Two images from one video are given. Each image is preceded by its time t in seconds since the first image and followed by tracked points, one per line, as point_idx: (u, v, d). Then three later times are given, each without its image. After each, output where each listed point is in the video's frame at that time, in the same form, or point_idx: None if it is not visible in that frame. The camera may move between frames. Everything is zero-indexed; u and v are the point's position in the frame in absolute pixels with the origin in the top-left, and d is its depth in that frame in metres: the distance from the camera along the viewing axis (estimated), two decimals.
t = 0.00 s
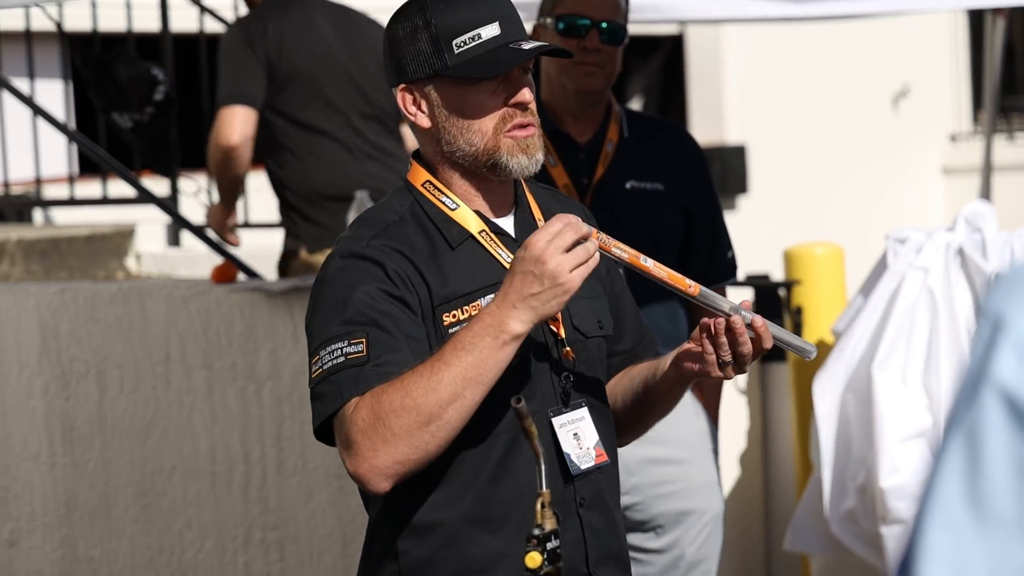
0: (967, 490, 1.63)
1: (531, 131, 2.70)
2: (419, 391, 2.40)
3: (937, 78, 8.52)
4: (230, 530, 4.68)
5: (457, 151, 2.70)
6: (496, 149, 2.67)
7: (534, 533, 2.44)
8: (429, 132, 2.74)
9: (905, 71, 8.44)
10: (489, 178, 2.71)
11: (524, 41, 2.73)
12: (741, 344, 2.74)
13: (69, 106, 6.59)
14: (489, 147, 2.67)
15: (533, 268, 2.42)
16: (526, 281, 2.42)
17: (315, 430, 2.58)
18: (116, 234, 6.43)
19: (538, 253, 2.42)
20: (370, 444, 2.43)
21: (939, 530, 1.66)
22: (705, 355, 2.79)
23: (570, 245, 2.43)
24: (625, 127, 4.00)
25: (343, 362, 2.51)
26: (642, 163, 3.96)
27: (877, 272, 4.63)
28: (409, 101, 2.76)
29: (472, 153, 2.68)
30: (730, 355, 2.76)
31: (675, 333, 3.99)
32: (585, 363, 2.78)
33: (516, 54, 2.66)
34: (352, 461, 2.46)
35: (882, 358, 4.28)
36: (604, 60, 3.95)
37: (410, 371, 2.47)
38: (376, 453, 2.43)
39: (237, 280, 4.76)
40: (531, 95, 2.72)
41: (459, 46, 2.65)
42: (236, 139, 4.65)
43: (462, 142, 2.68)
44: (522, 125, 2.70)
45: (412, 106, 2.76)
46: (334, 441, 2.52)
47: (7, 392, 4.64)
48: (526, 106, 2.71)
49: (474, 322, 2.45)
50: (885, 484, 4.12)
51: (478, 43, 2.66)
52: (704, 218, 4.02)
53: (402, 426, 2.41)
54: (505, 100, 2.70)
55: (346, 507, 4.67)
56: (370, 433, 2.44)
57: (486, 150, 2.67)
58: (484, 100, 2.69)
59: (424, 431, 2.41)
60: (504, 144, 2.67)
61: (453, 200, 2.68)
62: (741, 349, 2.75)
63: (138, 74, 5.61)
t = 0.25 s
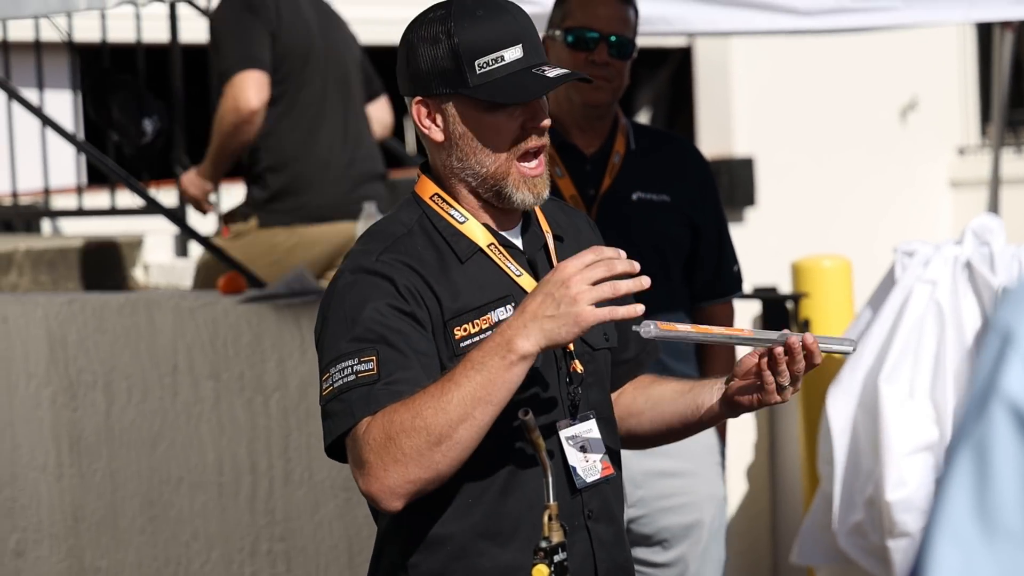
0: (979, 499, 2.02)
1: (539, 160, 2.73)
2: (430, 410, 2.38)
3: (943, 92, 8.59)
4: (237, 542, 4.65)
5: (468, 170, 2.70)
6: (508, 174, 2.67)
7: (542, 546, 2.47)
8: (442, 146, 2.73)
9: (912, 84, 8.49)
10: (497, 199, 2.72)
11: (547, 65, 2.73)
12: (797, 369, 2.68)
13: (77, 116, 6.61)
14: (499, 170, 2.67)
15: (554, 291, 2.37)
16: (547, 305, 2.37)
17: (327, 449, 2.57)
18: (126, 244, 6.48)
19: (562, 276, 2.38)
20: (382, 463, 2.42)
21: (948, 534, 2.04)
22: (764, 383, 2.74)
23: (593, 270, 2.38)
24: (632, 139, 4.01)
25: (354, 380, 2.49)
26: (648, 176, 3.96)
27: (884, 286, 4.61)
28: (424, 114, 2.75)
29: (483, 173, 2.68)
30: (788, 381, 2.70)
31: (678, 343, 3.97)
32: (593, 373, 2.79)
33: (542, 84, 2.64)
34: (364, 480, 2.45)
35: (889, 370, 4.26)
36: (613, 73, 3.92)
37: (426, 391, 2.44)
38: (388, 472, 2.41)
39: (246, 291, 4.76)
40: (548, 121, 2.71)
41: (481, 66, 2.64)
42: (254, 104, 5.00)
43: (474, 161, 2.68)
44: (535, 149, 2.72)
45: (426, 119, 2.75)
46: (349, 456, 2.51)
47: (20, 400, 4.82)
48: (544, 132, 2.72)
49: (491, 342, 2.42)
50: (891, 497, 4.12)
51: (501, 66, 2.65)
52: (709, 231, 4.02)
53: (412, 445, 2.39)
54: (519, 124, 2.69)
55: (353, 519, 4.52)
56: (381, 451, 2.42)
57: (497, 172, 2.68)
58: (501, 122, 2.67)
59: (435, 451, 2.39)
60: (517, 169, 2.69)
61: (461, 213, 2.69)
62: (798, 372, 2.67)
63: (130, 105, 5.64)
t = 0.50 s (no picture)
0: (982, 512, 2.36)
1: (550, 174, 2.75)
2: (459, 447, 2.39)
3: (947, 103, 8.58)
4: (238, 551, 4.67)
5: (479, 182, 2.71)
6: (518, 188, 2.69)
7: (545, 556, 2.37)
8: (452, 156, 2.73)
9: (917, 94, 8.47)
10: (505, 211, 2.74)
11: (563, 86, 2.73)
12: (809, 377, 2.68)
13: (82, 124, 6.61)
14: (511, 183, 2.69)
15: (605, 357, 2.39)
16: (595, 370, 2.38)
17: (332, 462, 2.56)
18: (129, 252, 6.49)
19: (614, 344, 2.39)
20: (400, 486, 2.43)
21: (953, 546, 2.38)
22: (778, 393, 2.73)
23: (647, 345, 2.39)
24: (637, 149, 4.02)
25: (366, 399, 2.49)
26: (654, 186, 3.96)
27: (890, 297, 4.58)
28: (435, 124, 2.74)
29: (493, 186, 2.70)
30: (802, 390, 2.70)
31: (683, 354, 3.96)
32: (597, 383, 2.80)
33: (553, 104, 2.65)
34: (378, 497, 2.46)
35: (892, 383, 4.26)
36: (617, 84, 3.95)
37: (455, 425, 2.45)
38: (405, 497, 2.42)
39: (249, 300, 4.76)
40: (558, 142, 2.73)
41: (497, 82, 2.64)
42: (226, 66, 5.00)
43: (485, 175, 2.69)
44: (546, 166, 2.73)
45: (437, 128, 2.75)
46: (362, 468, 2.51)
47: (21, 408, 4.76)
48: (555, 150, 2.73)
49: (531, 391, 2.43)
50: (895, 508, 4.13)
51: (517, 83, 2.66)
52: (714, 241, 4.03)
53: (435, 477, 2.40)
54: (531, 140, 2.71)
55: (356, 527, 4.62)
56: (402, 476, 2.43)
57: (509, 185, 2.69)
58: (513, 139, 2.69)
59: (457, 486, 2.41)
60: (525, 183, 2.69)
61: (468, 223, 2.70)
62: (811, 379, 2.68)
63: (105, 124, 4.97)
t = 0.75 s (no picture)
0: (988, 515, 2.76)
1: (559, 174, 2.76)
2: (472, 469, 2.39)
3: (949, 110, 8.59)
4: (239, 556, 4.69)
5: (488, 185, 2.71)
6: (531, 188, 2.70)
7: (546, 561, 2.36)
8: (460, 163, 2.73)
9: (919, 102, 8.47)
10: (512, 213, 2.75)
11: (569, 83, 2.75)
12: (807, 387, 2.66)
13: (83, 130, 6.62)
14: (523, 184, 2.70)
15: (620, 388, 2.38)
16: (611, 401, 2.37)
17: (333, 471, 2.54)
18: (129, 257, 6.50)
19: (628, 374, 2.38)
20: (409, 502, 2.41)
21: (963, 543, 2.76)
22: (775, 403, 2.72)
23: (660, 373, 2.38)
24: (640, 156, 4.02)
25: (371, 409, 2.48)
26: (658, 193, 3.96)
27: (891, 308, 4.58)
28: (442, 132, 2.73)
29: (504, 188, 2.70)
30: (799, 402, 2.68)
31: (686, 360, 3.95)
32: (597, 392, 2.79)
33: (567, 99, 2.68)
34: (384, 510, 2.44)
35: (894, 391, 4.25)
36: (620, 91, 3.93)
37: (467, 446, 2.44)
38: (413, 512, 2.41)
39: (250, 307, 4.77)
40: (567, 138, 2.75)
41: (504, 83, 2.65)
42: (126, 77, 5.26)
43: (495, 177, 2.70)
44: (556, 167, 2.74)
45: (445, 136, 2.73)
46: (368, 480, 2.49)
47: (20, 413, 4.64)
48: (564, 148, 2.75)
49: (545, 418, 2.42)
50: (897, 515, 4.08)
51: (525, 82, 2.67)
52: (717, 247, 4.03)
53: (446, 495, 2.39)
54: (541, 140, 2.72)
55: (356, 533, 4.69)
56: (412, 492, 2.41)
57: (521, 187, 2.70)
58: (524, 140, 2.70)
59: (467, 505, 2.40)
60: (537, 183, 2.71)
61: (471, 230, 2.69)
62: (809, 394, 2.67)
63: (112, 133, 5.07)
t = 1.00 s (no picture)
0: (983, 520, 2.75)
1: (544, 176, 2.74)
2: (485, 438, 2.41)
3: (949, 115, 8.60)
4: (238, 559, 4.69)
5: (470, 186, 2.72)
6: (510, 190, 2.68)
7: (545, 564, 2.36)
8: (445, 164, 2.74)
9: (919, 107, 8.48)
10: (497, 217, 2.73)
11: (547, 83, 2.72)
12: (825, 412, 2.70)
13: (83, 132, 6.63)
14: (502, 187, 2.69)
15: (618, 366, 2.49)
16: (610, 377, 2.48)
17: (341, 455, 2.53)
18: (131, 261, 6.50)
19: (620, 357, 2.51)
20: (420, 473, 2.39)
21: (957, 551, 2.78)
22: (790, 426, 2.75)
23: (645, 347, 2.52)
24: (644, 159, 4.03)
25: (383, 389, 2.46)
26: (658, 196, 3.97)
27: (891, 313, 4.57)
28: (429, 132, 2.76)
29: (486, 190, 2.70)
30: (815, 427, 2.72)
31: (685, 365, 3.95)
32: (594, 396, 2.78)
33: (538, 97, 2.65)
34: (392, 480, 2.40)
35: (893, 395, 4.26)
36: (621, 94, 3.92)
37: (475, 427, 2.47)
38: (426, 481, 2.39)
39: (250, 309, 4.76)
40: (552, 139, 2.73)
41: (481, 82, 2.64)
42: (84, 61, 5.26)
43: (477, 179, 2.70)
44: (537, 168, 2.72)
45: (431, 137, 2.76)
46: (372, 454, 2.45)
47: (21, 414, 4.69)
48: (546, 149, 2.73)
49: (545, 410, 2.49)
50: (897, 519, 4.10)
51: (501, 82, 2.65)
52: (719, 250, 4.04)
53: (460, 466, 2.39)
54: (522, 141, 2.71)
55: (355, 536, 4.65)
56: (426, 461, 2.40)
57: (499, 190, 2.69)
58: (503, 139, 2.69)
59: (478, 478, 2.39)
60: (517, 185, 2.69)
61: (466, 233, 2.70)
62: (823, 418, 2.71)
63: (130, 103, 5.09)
